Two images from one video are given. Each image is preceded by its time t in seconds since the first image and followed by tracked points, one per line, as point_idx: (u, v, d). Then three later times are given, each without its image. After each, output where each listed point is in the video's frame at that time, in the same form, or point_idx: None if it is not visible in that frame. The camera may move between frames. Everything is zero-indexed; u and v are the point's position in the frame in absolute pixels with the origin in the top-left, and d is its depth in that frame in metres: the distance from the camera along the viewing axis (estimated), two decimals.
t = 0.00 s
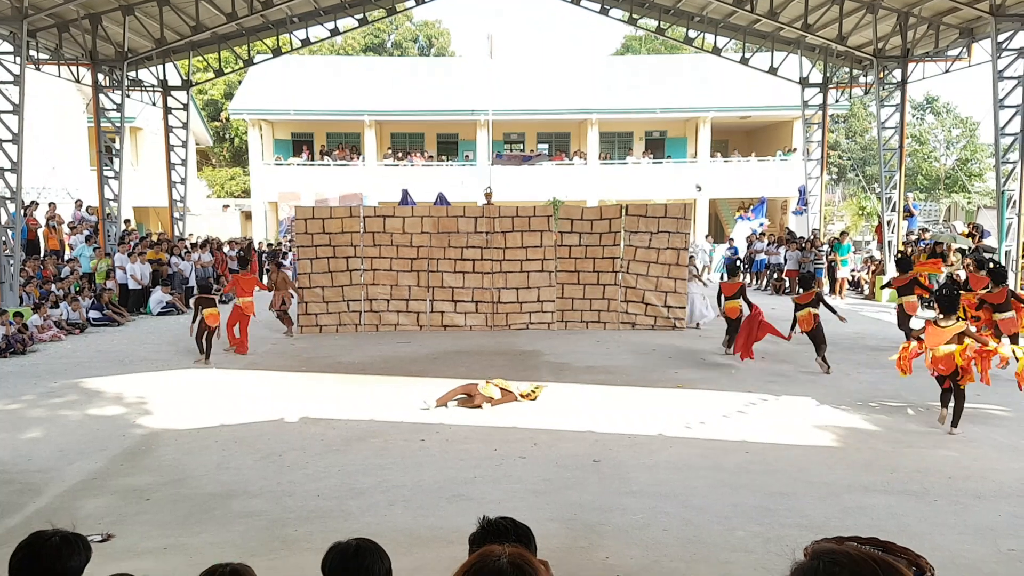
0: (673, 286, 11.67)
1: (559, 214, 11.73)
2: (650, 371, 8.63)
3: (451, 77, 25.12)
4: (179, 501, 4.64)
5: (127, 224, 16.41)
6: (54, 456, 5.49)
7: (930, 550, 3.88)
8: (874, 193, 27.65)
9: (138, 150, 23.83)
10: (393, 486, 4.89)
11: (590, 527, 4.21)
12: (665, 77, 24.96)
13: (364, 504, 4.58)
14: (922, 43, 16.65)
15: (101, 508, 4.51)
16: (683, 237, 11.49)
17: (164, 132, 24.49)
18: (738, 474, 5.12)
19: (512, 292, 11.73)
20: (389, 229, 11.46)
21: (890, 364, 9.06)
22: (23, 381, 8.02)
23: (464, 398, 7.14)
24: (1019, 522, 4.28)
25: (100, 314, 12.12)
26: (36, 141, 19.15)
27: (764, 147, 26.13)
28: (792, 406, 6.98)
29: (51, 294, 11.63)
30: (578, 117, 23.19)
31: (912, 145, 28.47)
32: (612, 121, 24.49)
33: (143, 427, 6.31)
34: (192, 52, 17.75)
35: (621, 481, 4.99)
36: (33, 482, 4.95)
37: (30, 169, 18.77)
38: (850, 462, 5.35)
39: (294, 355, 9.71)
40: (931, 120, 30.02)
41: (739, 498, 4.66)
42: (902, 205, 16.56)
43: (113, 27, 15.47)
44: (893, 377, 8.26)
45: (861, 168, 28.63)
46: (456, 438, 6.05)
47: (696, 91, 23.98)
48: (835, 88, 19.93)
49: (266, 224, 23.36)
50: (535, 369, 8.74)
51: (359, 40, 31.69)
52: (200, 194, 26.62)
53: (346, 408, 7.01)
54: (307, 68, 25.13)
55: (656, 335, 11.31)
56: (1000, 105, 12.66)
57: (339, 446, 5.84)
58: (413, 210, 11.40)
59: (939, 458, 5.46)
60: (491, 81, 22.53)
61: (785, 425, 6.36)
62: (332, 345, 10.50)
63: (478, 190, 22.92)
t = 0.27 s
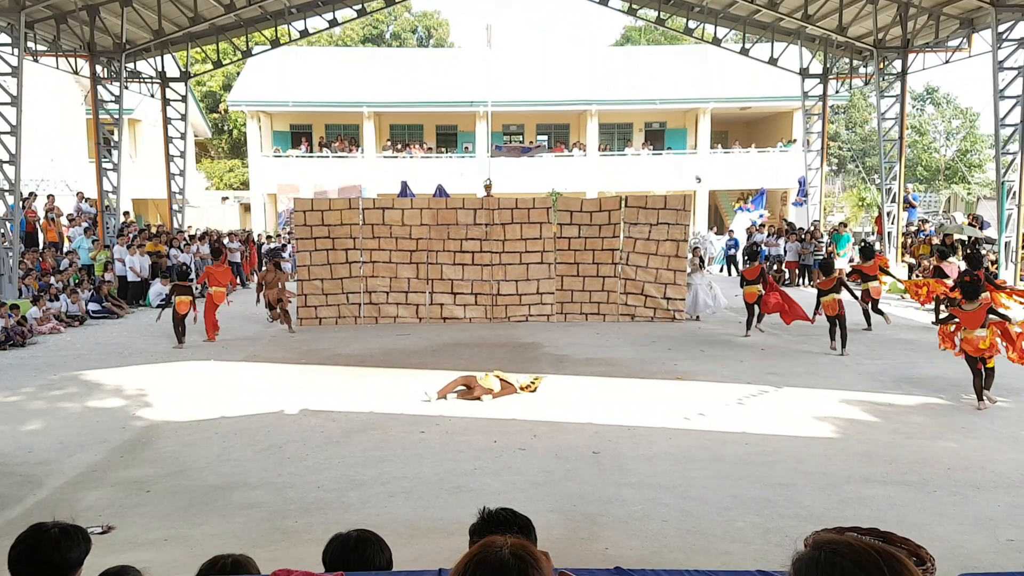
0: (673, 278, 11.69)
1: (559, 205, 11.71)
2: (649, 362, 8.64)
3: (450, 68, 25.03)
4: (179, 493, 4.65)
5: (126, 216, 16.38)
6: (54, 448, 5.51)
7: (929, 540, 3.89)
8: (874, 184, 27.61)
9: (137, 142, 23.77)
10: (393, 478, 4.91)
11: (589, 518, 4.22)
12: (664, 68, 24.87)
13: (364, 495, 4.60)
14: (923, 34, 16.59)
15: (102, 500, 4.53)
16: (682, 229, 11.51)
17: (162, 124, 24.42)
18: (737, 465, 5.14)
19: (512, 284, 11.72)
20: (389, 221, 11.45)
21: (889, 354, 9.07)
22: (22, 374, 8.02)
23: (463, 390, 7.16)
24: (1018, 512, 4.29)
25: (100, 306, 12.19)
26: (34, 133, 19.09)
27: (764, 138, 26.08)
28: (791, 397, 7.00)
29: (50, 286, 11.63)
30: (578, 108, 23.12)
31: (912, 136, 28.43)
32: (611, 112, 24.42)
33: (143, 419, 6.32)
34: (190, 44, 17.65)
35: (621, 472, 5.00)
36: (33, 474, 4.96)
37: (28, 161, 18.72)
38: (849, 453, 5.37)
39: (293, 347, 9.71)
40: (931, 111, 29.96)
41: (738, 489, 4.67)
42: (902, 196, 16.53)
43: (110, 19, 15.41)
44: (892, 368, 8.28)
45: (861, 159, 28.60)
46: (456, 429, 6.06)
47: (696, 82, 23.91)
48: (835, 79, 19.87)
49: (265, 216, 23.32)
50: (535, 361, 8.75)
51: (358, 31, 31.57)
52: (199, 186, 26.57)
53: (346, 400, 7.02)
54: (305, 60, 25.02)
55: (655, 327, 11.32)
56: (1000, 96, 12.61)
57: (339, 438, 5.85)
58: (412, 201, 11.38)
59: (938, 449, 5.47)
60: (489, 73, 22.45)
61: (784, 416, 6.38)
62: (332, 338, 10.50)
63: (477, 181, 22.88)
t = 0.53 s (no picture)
0: (672, 266, 11.70)
1: (557, 194, 11.69)
2: (648, 351, 8.66)
3: (448, 56, 24.92)
4: (179, 481, 4.66)
5: (124, 205, 16.33)
6: (53, 437, 5.52)
7: (926, 528, 3.91)
8: (872, 172, 27.59)
9: (134, 130, 23.68)
10: (392, 467, 4.92)
11: (588, 506, 4.24)
12: (664, 56, 24.78)
13: (363, 484, 4.61)
14: (923, 21, 16.53)
15: (101, 488, 4.54)
16: (680, 218, 11.51)
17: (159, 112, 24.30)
18: (735, 454, 5.16)
19: (510, 273, 11.72)
20: (386, 210, 11.43)
21: (887, 343, 9.09)
22: (21, 362, 8.02)
23: (461, 379, 7.17)
24: (1015, 500, 4.32)
25: (97, 295, 12.17)
26: (31, 121, 19.01)
27: (763, 127, 26.02)
28: (789, 386, 7.01)
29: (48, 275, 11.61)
30: (576, 97, 23.06)
31: (911, 125, 28.38)
32: (610, 100, 24.34)
33: (142, 408, 6.33)
34: (188, 31, 17.53)
35: (620, 460, 5.02)
36: (32, 463, 4.97)
37: (24, 149, 18.65)
38: (847, 442, 5.39)
39: (292, 336, 9.72)
40: (930, 99, 29.90)
41: (736, 477, 4.70)
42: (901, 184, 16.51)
43: (107, 6, 15.32)
44: (891, 357, 8.31)
45: (860, 148, 28.57)
46: (455, 418, 6.08)
47: (695, 70, 23.81)
48: (835, 67, 19.79)
49: (262, 205, 23.27)
50: (534, 350, 8.77)
51: (355, 19, 31.38)
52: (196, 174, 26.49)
53: (344, 389, 7.03)
54: (303, 47, 24.86)
55: (654, 315, 11.34)
56: (1000, 84, 12.58)
57: (338, 426, 5.87)
58: (410, 190, 11.36)
59: (936, 437, 5.50)
60: (488, 60, 22.34)
61: (781, 405, 6.40)
62: (330, 327, 10.51)
63: (476, 170, 22.82)
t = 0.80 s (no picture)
0: (670, 254, 11.72)
1: (555, 182, 11.67)
2: (646, 338, 8.69)
3: (447, 42, 24.79)
4: (178, 468, 4.68)
5: (122, 192, 16.28)
6: (53, 424, 5.53)
7: (924, 514, 3.94)
8: (872, 159, 27.55)
9: (130, 117, 23.57)
10: (391, 453, 4.94)
11: (587, 492, 4.27)
12: (663, 42, 24.66)
13: (363, 470, 4.64)
14: (923, 7, 16.45)
15: (101, 475, 4.56)
16: (678, 205, 11.53)
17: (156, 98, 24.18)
18: (733, 440, 5.18)
19: (508, 261, 11.72)
20: (385, 198, 11.41)
21: (885, 330, 9.12)
22: (19, 350, 8.03)
23: (459, 366, 7.20)
24: (1012, 486, 4.35)
25: (95, 283, 12.19)
26: (27, 107, 18.90)
27: (763, 113, 25.94)
28: (785, 372, 7.04)
29: (47, 263, 11.59)
30: (575, 83, 22.97)
31: (910, 111, 28.33)
32: (609, 87, 24.25)
33: (141, 395, 6.34)
34: (184, 17, 17.38)
35: (618, 447, 5.05)
36: (32, 450, 4.98)
37: (21, 137, 18.57)
38: (845, 428, 5.42)
39: (291, 323, 9.73)
40: (930, 85, 29.82)
41: (734, 463, 4.72)
42: (900, 171, 16.49)
43: None
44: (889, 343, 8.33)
45: (859, 135, 28.52)
46: (454, 405, 6.10)
47: (694, 56, 23.70)
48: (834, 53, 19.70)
49: (260, 192, 23.20)
50: (532, 338, 8.79)
51: (353, 5, 31.17)
52: (194, 161, 26.40)
53: (343, 376, 7.05)
54: (300, 33, 24.71)
55: (653, 303, 11.36)
56: (999, 70, 12.56)
57: (338, 413, 5.89)
58: (408, 177, 11.33)
59: (933, 423, 5.53)
60: (486, 46, 22.22)
61: (779, 391, 6.43)
62: (329, 314, 10.52)
63: (474, 157, 22.75)
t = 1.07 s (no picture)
0: (670, 248, 11.77)
1: (556, 175, 11.65)
2: (646, 332, 8.69)
3: (446, 35, 24.70)
4: (178, 462, 4.69)
5: (121, 186, 16.24)
6: (52, 418, 5.53)
7: (924, 508, 3.95)
8: (872, 153, 27.54)
9: (130, 111, 23.54)
10: (391, 448, 4.95)
11: (587, 486, 4.27)
12: (663, 36, 24.58)
13: (363, 465, 4.64)
14: (924, 1, 16.41)
15: (101, 469, 4.56)
16: (677, 199, 11.54)
17: (155, 92, 24.12)
18: (733, 434, 5.19)
19: (508, 255, 11.71)
20: (384, 191, 11.39)
21: (885, 324, 9.12)
22: (19, 344, 8.03)
23: (458, 361, 7.21)
24: (1012, 479, 4.36)
25: (95, 277, 12.15)
26: (26, 101, 18.84)
27: (763, 107, 25.90)
28: (785, 366, 7.05)
29: (46, 257, 11.58)
30: (575, 77, 22.90)
31: (910, 105, 28.28)
32: (609, 81, 24.20)
33: (141, 389, 6.35)
34: (184, 10, 17.31)
35: (618, 441, 5.05)
36: (31, 444, 4.99)
37: (20, 131, 18.52)
38: (845, 422, 5.42)
39: (291, 318, 9.73)
40: (930, 79, 29.82)
41: (734, 457, 4.73)
42: (901, 164, 16.46)
43: None
44: (889, 337, 8.34)
45: (860, 128, 28.47)
46: (454, 399, 6.10)
47: (695, 49, 23.64)
48: (835, 47, 19.65)
49: (260, 186, 23.18)
50: (532, 332, 8.79)
51: None
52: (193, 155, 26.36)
53: (343, 370, 7.06)
54: (299, 26, 24.63)
55: (653, 297, 11.36)
56: (1000, 64, 12.52)
57: (337, 408, 5.89)
58: (408, 171, 11.30)
59: (933, 417, 5.54)
60: (486, 40, 22.17)
61: (779, 385, 6.43)
62: (329, 308, 10.52)
63: (474, 151, 22.74)
